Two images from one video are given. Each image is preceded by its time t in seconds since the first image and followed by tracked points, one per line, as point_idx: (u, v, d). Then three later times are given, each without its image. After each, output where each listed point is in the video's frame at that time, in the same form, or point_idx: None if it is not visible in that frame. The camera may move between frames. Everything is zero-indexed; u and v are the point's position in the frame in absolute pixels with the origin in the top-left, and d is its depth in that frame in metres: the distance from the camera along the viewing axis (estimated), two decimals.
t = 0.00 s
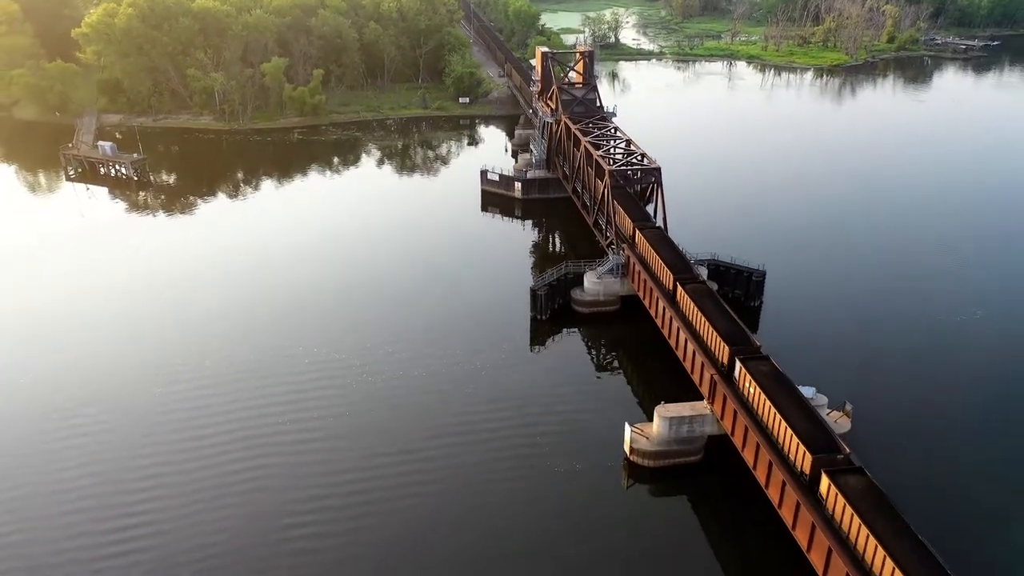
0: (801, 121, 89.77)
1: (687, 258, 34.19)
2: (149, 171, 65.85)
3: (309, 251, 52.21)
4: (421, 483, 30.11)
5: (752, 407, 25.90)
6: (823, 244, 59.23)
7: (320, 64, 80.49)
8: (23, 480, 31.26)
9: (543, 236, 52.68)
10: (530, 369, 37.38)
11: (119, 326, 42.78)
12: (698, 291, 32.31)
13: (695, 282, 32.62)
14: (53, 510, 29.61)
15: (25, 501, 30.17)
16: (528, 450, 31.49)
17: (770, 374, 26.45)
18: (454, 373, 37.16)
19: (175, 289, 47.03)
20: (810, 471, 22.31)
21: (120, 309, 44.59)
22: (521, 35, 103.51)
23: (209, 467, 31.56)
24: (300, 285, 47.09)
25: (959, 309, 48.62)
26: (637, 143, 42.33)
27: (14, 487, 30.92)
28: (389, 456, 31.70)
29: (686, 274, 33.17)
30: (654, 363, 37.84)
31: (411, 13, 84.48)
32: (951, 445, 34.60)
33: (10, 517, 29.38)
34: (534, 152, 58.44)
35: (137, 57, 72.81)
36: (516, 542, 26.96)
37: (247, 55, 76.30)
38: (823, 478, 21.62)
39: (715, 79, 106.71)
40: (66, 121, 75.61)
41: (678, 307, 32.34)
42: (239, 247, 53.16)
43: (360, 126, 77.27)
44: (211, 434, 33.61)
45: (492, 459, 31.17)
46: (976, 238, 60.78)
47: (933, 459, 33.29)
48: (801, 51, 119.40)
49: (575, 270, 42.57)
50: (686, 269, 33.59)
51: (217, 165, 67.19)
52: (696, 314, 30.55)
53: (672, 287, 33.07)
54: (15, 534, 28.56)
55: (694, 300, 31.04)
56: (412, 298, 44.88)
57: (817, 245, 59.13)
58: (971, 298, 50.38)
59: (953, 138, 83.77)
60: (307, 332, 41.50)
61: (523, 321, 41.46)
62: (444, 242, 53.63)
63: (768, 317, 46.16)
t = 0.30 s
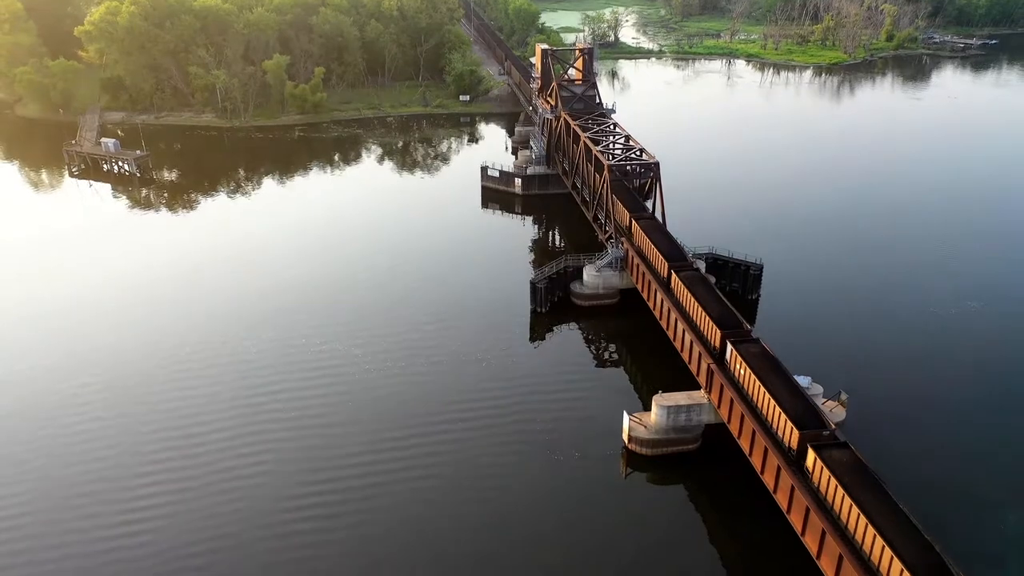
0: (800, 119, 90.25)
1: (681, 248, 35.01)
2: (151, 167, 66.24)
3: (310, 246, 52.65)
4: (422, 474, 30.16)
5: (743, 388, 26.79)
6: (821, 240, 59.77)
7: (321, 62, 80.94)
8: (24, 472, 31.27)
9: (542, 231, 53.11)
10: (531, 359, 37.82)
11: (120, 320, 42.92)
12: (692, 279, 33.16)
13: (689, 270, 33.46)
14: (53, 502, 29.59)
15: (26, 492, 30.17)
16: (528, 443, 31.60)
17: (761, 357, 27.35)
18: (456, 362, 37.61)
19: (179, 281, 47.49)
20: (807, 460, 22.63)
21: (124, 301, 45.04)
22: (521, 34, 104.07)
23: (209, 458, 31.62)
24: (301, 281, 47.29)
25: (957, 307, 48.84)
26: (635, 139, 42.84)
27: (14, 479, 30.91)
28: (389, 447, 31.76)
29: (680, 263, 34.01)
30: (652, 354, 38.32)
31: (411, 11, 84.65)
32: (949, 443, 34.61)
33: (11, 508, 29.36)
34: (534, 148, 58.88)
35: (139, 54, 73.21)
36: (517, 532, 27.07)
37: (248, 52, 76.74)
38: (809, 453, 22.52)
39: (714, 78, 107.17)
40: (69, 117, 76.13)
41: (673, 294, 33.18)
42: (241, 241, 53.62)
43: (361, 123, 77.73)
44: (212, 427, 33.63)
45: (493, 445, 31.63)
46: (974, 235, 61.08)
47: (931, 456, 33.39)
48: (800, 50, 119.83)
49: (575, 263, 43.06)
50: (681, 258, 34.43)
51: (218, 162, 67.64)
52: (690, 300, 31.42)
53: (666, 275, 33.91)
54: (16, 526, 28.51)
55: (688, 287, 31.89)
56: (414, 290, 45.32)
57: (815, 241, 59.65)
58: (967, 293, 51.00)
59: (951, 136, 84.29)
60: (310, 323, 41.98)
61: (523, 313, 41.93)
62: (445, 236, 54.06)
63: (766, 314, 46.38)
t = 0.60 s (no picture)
0: (799, 117, 90.69)
1: (677, 238, 35.72)
2: (153, 164, 66.60)
3: (312, 243, 53.09)
4: (422, 474, 30.28)
5: (735, 371, 27.58)
6: (819, 238, 60.24)
7: (322, 59, 81.37)
8: (25, 473, 31.42)
9: (543, 227, 53.47)
10: (531, 353, 38.32)
11: (123, 318, 43.32)
12: (686, 267, 33.93)
13: (684, 258, 34.23)
14: (57, 500, 29.91)
15: (26, 493, 30.29)
16: (527, 441, 31.75)
17: (752, 339, 28.15)
18: (457, 357, 38.10)
19: (182, 278, 47.97)
20: (801, 446, 23.05)
21: (127, 298, 45.50)
22: (521, 33, 104.56)
23: (210, 459, 31.72)
24: (303, 277, 47.69)
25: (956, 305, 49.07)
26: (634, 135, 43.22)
27: (15, 480, 31.05)
28: (389, 446, 31.91)
29: (676, 252, 34.77)
30: (651, 347, 38.87)
31: (412, 8, 84.86)
32: (949, 442, 34.66)
33: (11, 509, 29.48)
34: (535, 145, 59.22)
35: (141, 52, 73.56)
36: (516, 532, 27.19)
37: (250, 50, 77.15)
38: (797, 429, 23.30)
39: (714, 76, 107.55)
40: (72, 115, 76.60)
41: (668, 282, 33.95)
42: (244, 238, 54.10)
43: (362, 121, 78.15)
44: (212, 427, 33.75)
45: (494, 438, 32.13)
46: (973, 233, 61.33)
47: (931, 455, 33.47)
48: (799, 48, 120.23)
49: (575, 258, 43.63)
50: (676, 247, 35.19)
51: (220, 159, 68.05)
52: (684, 287, 32.22)
53: (662, 263, 34.67)
54: (17, 527, 28.65)
55: (682, 274, 32.68)
56: (415, 286, 45.75)
57: (813, 238, 60.16)
58: (962, 290, 51.56)
59: (949, 134, 84.77)
60: (312, 318, 42.46)
61: (524, 308, 42.45)
62: (445, 233, 54.48)
63: (765, 312, 46.56)
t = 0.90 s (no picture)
0: (797, 115, 91.23)
1: (672, 230, 36.46)
2: (154, 161, 66.98)
3: (314, 239, 53.58)
4: (421, 475, 30.35)
5: (727, 355, 28.41)
6: (816, 235, 60.80)
7: (324, 57, 81.80)
8: (24, 474, 31.47)
9: (542, 222, 53.83)
10: (531, 347, 38.89)
11: (126, 316, 43.75)
12: (681, 257, 34.71)
13: (679, 249, 35.08)
14: (63, 492, 30.44)
15: (26, 495, 30.34)
16: (527, 435, 32.18)
17: (744, 325, 29.03)
18: (458, 351, 38.69)
19: (185, 275, 48.47)
20: (798, 434, 23.45)
21: (131, 295, 46.05)
22: (521, 32, 105.11)
23: (209, 462, 31.72)
24: (305, 274, 48.21)
25: (953, 303, 49.44)
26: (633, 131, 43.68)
27: (14, 481, 31.11)
28: (389, 448, 32.02)
29: (671, 242, 35.59)
30: (649, 340, 39.43)
31: (414, 6, 84.77)
32: (944, 436, 35.12)
33: (10, 511, 29.52)
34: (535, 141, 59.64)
35: (143, 50, 73.95)
36: (516, 533, 27.15)
37: (252, 48, 77.50)
38: (785, 408, 24.15)
39: (713, 74, 108.02)
40: (74, 113, 76.99)
41: (663, 271, 34.72)
42: (245, 235, 54.58)
43: (363, 118, 78.62)
44: (211, 430, 33.74)
45: (495, 430, 32.73)
46: (973, 233, 61.59)
47: (931, 454, 33.59)
48: (798, 46, 120.56)
49: (574, 253, 44.16)
50: (672, 238, 35.99)
51: (222, 156, 68.47)
52: (678, 275, 33.05)
53: (658, 253, 35.45)
54: (16, 529, 28.67)
55: (677, 264, 33.51)
56: (416, 283, 46.26)
57: (812, 236, 60.68)
58: (958, 286, 52.15)
59: (946, 132, 85.26)
60: (315, 314, 43.06)
61: (524, 303, 43.00)
62: (446, 230, 54.96)
63: (766, 311, 46.82)
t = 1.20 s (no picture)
0: (796, 114, 91.61)
1: (668, 221, 37.02)
2: (156, 159, 67.35)
3: (315, 236, 53.99)
4: (421, 473, 30.39)
5: (720, 340, 29.12)
6: (814, 232, 61.32)
7: (324, 55, 82.15)
8: (24, 472, 31.52)
9: (542, 218, 54.13)
10: (531, 341, 39.37)
11: (130, 310, 44.21)
12: (677, 247, 35.34)
13: (674, 238, 35.71)
14: (68, 481, 30.96)
15: (31, 485, 30.85)
16: (526, 426, 32.70)
17: (736, 311, 29.75)
18: (458, 345, 39.20)
19: (187, 271, 48.94)
20: (792, 420, 23.88)
21: (135, 290, 46.56)
22: (521, 30, 105.50)
23: (208, 462, 31.68)
24: (306, 270, 48.67)
25: (948, 299, 50.01)
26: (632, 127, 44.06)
27: (14, 479, 31.16)
28: (389, 445, 32.14)
29: (666, 232, 36.21)
30: (648, 333, 39.86)
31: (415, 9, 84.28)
32: (938, 428, 35.67)
33: (17, 500, 30.05)
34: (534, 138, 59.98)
35: (145, 48, 74.37)
36: (515, 532, 27.18)
37: (253, 47, 77.79)
38: (774, 389, 24.90)
39: (712, 73, 108.38)
40: (77, 111, 77.40)
41: (659, 261, 35.37)
42: (246, 232, 54.98)
43: (364, 116, 79.03)
44: (213, 423, 34.15)
45: (494, 420, 33.26)
46: (971, 231, 61.79)
47: (920, 442, 34.35)
48: (797, 45, 120.94)
49: (574, 247, 44.58)
50: (668, 228, 36.59)
51: (223, 154, 68.83)
52: (673, 264, 33.72)
53: (654, 243, 36.06)
54: (21, 519, 29.07)
55: (672, 253, 34.18)
56: (417, 278, 46.74)
57: (809, 233, 61.21)
58: (953, 282, 52.70)
59: (944, 130, 85.65)
60: (316, 308, 43.58)
61: (524, 297, 43.47)
62: (446, 227, 55.40)
63: (765, 309, 46.97)
